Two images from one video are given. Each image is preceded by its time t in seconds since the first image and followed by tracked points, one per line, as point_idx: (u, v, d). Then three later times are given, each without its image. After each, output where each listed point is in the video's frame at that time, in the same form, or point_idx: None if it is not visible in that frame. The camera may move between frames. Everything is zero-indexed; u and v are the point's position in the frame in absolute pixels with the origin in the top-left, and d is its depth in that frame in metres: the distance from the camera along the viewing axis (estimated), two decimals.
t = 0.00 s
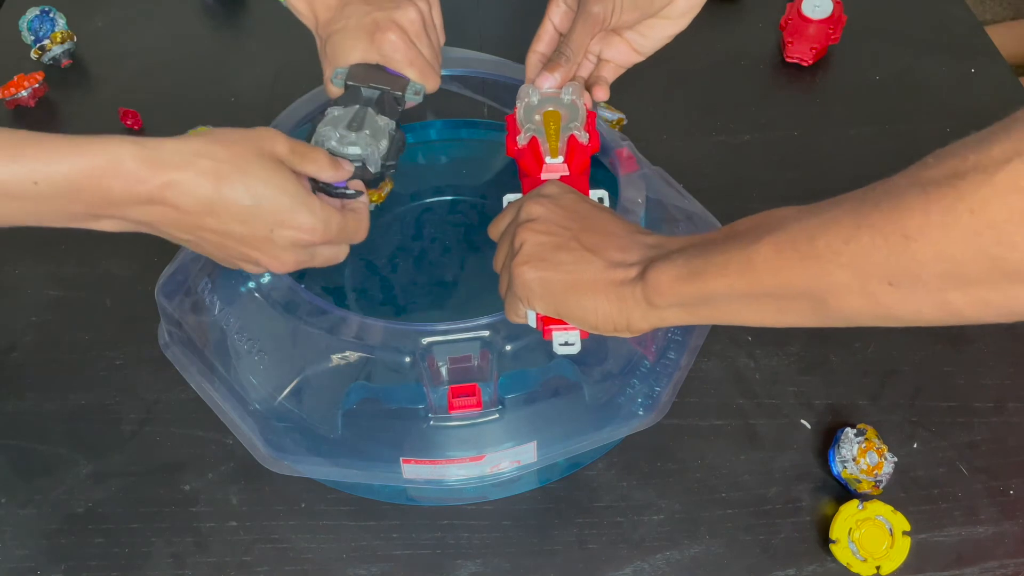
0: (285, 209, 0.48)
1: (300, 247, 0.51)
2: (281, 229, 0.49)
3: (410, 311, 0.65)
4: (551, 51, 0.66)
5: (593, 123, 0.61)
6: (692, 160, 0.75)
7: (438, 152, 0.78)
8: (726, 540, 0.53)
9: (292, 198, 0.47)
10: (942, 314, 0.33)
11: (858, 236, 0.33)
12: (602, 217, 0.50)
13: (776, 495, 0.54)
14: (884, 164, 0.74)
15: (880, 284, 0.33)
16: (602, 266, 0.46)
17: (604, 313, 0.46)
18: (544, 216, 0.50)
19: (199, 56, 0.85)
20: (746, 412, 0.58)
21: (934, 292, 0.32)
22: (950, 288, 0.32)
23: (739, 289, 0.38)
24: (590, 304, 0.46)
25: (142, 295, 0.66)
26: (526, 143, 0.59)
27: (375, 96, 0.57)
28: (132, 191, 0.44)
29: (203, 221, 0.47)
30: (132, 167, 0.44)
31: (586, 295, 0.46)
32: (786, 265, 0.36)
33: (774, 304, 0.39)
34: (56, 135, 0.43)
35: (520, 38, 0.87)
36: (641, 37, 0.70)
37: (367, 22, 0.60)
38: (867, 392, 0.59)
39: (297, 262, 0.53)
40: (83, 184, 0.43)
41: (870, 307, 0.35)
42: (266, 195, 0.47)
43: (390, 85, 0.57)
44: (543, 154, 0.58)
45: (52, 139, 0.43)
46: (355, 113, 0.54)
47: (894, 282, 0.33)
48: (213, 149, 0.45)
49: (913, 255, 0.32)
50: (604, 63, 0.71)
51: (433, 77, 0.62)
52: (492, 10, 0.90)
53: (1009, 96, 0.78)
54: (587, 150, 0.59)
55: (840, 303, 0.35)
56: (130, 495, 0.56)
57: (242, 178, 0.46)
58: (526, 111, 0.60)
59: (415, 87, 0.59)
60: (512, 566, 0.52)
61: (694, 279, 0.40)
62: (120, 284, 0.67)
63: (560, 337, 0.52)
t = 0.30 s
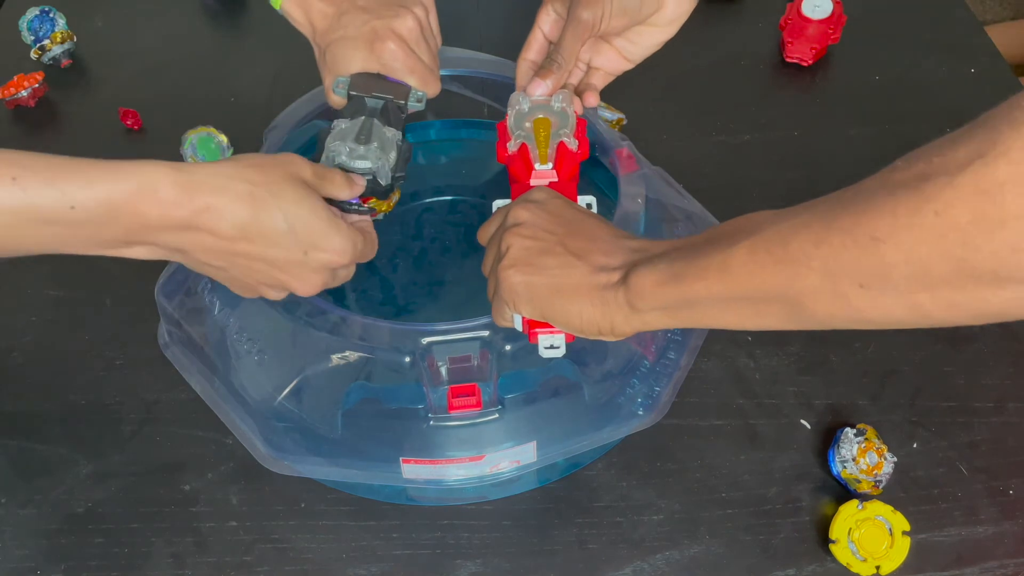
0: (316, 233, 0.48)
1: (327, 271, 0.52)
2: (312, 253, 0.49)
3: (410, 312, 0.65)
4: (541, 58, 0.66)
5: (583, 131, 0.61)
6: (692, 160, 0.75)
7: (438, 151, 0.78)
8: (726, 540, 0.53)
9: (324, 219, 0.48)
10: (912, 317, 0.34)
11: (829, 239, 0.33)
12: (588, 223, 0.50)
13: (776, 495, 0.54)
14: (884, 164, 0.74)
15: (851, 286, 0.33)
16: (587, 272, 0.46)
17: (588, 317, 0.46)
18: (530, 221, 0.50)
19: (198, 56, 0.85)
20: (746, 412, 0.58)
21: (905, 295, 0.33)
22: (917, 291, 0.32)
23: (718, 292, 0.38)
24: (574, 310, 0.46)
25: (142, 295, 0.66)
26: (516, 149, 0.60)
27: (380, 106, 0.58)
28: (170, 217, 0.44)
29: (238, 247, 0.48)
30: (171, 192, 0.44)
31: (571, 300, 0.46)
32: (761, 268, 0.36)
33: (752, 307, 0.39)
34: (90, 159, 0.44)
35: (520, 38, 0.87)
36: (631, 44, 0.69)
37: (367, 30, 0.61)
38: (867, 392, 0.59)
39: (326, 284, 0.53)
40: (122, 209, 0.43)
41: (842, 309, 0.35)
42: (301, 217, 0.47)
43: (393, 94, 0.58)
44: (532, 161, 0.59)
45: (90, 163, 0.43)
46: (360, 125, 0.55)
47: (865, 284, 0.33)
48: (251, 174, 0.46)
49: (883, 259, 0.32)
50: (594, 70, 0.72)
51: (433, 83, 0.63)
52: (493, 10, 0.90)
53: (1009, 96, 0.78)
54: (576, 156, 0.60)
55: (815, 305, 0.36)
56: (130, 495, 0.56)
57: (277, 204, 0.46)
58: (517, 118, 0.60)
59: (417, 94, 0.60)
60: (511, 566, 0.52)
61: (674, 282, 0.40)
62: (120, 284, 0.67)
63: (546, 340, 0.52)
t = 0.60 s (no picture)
0: (324, 228, 0.48)
1: (338, 268, 0.51)
2: (321, 249, 0.49)
3: (410, 312, 0.66)
4: (536, 61, 0.66)
5: (577, 131, 0.62)
6: (692, 160, 0.75)
7: (438, 151, 0.78)
8: (726, 540, 0.53)
9: (331, 216, 0.48)
10: (896, 319, 0.34)
11: (815, 243, 0.34)
12: (582, 226, 0.50)
13: (776, 495, 0.54)
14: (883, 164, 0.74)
15: (838, 289, 0.34)
16: (580, 274, 0.46)
17: (582, 320, 0.46)
18: (524, 224, 0.50)
19: (198, 56, 0.85)
20: (746, 412, 0.58)
21: (889, 297, 0.33)
22: (903, 294, 0.32)
23: (709, 294, 0.38)
24: (568, 312, 0.46)
25: (142, 294, 0.66)
26: (511, 151, 0.60)
27: (377, 110, 0.57)
28: (179, 216, 0.44)
29: (248, 246, 0.47)
30: (179, 191, 0.44)
31: (564, 303, 0.46)
32: (749, 271, 0.36)
33: (742, 310, 0.39)
34: (97, 160, 0.44)
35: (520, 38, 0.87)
36: (623, 46, 0.69)
37: (361, 36, 0.60)
38: (867, 392, 0.59)
39: (335, 284, 0.53)
40: (131, 209, 0.43)
41: (832, 310, 0.35)
42: (309, 215, 0.47)
43: (389, 98, 0.58)
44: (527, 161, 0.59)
45: (97, 164, 0.43)
46: (360, 129, 0.55)
47: (851, 287, 0.33)
48: (257, 170, 0.46)
49: (866, 262, 0.32)
50: (588, 73, 0.72)
51: (429, 86, 0.62)
52: (492, 10, 0.90)
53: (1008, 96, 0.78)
54: (571, 157, 0.61)
55: (804, 308, 0.36)
56: (130, 495, 0.56)
57: (285, 201, 0.46)
58: (513, 119, 0.60)
59: (412, 99, 0.60)
60: (511, 566, 0.52)
61: (665, 285, 0.40)
62: (119, 284, 0.67)
63: (540, 341, 0.52)
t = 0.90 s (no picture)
0: (320, 224, 0.48)
1: (333, 266, 0.51)
2: (317, 245, 0.49)
3: (410, 312, 0.66)
4: (535, 62, 0.66)
5: (576, 130, 0.62)
6: (691, 160, 0.75)
7: (438, 151, 0.78)
8: (726, 540, 0.53)
9: (326, 214, 0.48)
10: (891, 315, 0.34)
11: (810, 239, 0.34)
12: (579, 224, 0.50)
13: (776, 495, 0.54)
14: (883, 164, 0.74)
15: (832, 285, 0.34)
16: (578, 272, 0.46)
17: (578, 318, 0.46)
18: (522, 222, 0.50)
19: (198, 56, 0.85)
20: (747, 412, 0.58)
21: (884, 292, 0.33)
22: (897, 289, 0.32)
23: (706, 292, 0.39)
24: (564, 310, 0.46)
25: (141, 294, 0.66)
26: (509, 150, 0.60)
27: (369, 112, 0.58)
28: (174, 213, 0.44)
29: (244, 243, 0.47)
30: (175, 188, 0.44)
31: (561, 301, 0.46)
32: (745, 268, 0.36)
33: (737, 308, 0.39)
34: (93, 158, 0.44)
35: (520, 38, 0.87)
36: (623, 46, 0.69)
37: (352, 39, 0.60)
38: (867, 392, 0.59)
39: (332, 281, 0.53)
40: (127, 206, 0.43)
41: (827, 308, 0.35)
42: (305, 212, 0.48)
43: (381, 99, 0.58)
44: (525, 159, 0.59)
45: (94, 161, 0.43)
46: (353, 131, 0.55)
47: (847, 282, 0.33)
48: (252, 168, 0.46)
49: (860, 256, 0.32)
50: (589, 73, 0.72)
51: (421, 87, 0.62)
52: (492, 10, 0.90)
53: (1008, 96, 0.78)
54: (569, 156, 0.60)
55: (799, 306, 0.36)
56: (130, 495, 0.56)
57: (280, 198, 0.47)
58: (511, 118, 0.61)
59: (405, 100, 0.60)
60: (511, 566, 0.52)
61: (661, 284, 0.40)
62: (119, 284, 0.67)
63: (538, 339, 0.52)
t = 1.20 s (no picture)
0: (319, 223, 0.48)
1: (334, 266, 0.51)
2: (316, 244, 0.49)
3: (410, 311, 0.66)
4: (538, 58, 0.66)
5: (582, 130, 0.62)
6: (691, 160, 0.75)
7: (438, 151, 0.78)
8: (726, 540, 0.53)
9: (325, 212, 0.48)
10: (907, 316, 0.34)
11: (822, 240, 0.34)
12: (586, 222, 0.50)
13: (776, 495, 0.54)
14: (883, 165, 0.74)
15: (845, 286, 0.34)
16: (588, 271, 0.46)
17: (588, 317, 0.46)
18: (531, 220, 0.50)
19: (198, 55, 0.85)
20: (747, 412, 0.58)
21: (899, 294, 0.33)
22: (912, 291, 0.32)
23: (713, 292, 0.39)
24: (574, 309, 0.46)
25: (141, 294, 0.66)
26: (513, 148, 0.60)
27: (369, 113, 0.58)
28: (172, 212, 0.44)
29: (243, 242, 0.47)
30: (173, 188, 0.44)
31: (572, 300, 0.46)
32: (755, 268, 0.36)
33: (746, 308, 0.39)
34: (92, 157, 0.44)
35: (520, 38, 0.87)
36: (627, 43, 0.69)
37: (352, 40, 0.60)
38: (867, 392, 0.59)
39: (332, 283, 0.53)
40: (124, 205, 0.43)
41: (836, 308, 0.35)
42: (304, 212, 0.48)
43: (382, 100, 0.58)
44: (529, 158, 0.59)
45: (92, 161, 0.43)
46: (354, 132, 0.56)
47: (859, 284, 0.33)
48: (251, 167, 0.46)
49: (875, 259, 0.32)
50: (591, 70, 0.72)
51: (422, 86, 0.62)
52: (493, 9, 0.90)
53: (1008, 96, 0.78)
54: (575, 156, 0.60)
55: (809, 306, 0.36)
56: (130, 495, 0.56)
57: (278, 197, 0.47)
58: (515, 118, 0.61)
59: (405, 100, 0.60)
60: (512, 567, 0.52)
61: (671, 283, 0.40)
62: (119, 283, 0.67)
63: (546, 337, 0.52)
